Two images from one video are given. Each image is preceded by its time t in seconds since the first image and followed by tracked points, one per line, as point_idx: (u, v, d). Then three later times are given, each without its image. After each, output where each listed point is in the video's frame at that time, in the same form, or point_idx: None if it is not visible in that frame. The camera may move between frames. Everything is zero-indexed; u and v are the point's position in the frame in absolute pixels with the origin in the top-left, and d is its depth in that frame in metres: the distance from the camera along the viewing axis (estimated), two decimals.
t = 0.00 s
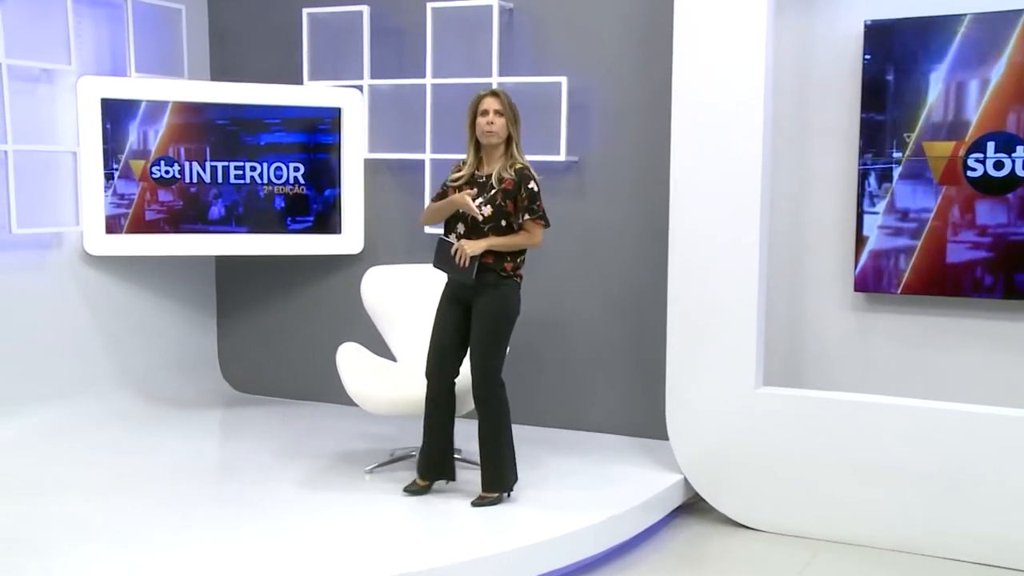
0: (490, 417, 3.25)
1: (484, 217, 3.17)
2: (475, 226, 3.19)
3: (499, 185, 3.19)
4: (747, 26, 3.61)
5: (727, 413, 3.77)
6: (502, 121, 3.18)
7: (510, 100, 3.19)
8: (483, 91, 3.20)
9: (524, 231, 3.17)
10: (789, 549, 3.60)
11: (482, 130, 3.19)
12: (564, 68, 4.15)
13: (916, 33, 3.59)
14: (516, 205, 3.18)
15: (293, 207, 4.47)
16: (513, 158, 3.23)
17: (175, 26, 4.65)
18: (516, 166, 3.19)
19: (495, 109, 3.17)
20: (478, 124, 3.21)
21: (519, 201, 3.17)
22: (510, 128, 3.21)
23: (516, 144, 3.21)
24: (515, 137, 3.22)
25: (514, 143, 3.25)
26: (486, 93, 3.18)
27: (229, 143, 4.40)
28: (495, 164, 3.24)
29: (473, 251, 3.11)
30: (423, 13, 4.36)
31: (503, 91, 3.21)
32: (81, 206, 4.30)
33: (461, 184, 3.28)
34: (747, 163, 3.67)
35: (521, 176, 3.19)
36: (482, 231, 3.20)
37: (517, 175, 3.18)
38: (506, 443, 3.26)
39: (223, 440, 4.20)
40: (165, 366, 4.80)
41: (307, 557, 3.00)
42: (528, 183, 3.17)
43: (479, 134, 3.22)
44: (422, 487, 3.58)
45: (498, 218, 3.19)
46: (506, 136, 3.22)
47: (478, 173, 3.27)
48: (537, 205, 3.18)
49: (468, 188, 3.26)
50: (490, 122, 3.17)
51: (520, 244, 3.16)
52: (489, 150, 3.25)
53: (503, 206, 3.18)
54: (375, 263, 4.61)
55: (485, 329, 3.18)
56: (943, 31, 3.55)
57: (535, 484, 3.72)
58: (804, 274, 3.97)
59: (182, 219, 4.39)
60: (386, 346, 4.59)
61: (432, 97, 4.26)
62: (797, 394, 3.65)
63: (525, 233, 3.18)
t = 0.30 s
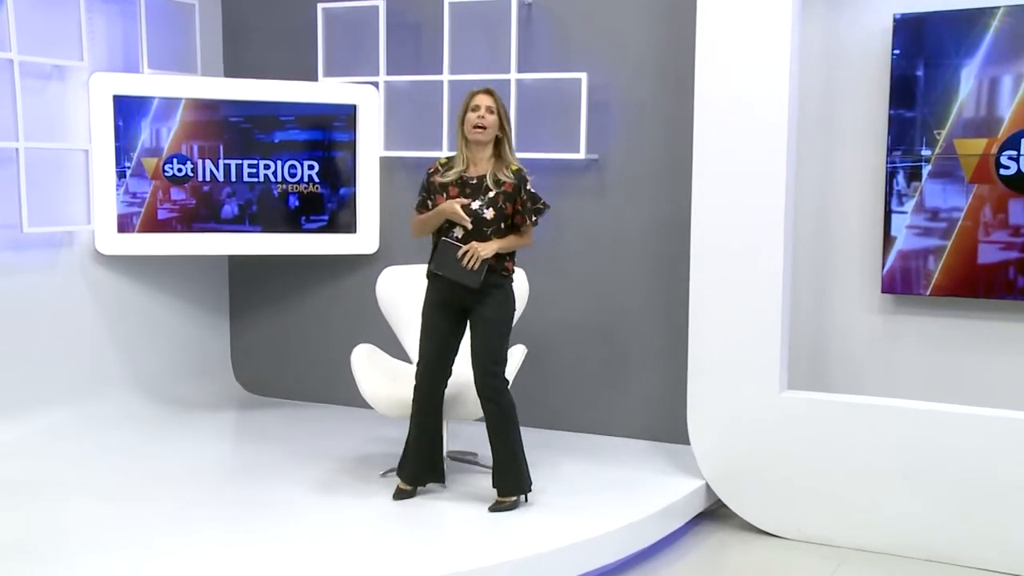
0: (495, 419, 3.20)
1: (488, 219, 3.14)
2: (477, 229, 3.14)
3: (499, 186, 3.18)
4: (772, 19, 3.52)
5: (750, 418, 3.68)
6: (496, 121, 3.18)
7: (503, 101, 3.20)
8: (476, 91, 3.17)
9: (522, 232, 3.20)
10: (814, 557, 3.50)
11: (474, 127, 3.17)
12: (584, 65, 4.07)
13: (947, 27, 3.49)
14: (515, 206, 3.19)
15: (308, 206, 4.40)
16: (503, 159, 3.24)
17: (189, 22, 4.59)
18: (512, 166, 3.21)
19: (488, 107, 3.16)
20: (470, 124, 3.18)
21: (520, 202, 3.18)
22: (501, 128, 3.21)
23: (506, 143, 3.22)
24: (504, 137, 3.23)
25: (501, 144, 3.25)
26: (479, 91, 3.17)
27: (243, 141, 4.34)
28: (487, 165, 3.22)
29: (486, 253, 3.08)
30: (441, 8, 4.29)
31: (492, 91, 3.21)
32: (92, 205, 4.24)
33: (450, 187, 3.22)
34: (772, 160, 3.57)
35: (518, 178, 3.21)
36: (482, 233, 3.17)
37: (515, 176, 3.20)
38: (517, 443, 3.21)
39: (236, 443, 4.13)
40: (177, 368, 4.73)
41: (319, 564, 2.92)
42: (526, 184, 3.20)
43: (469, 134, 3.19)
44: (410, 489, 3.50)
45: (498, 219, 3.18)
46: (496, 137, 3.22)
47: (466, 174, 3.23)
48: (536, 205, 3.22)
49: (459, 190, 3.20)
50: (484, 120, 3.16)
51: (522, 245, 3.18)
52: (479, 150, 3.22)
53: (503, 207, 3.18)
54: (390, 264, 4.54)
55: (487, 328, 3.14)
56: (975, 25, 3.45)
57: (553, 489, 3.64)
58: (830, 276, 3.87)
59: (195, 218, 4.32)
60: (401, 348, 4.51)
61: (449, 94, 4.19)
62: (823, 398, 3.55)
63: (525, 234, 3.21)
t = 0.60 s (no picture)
0: (478, 415, 3.21)
1: (474, 216, 3.14)
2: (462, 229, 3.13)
3: (478, 182, 3.17)
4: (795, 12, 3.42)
5: (770, 422, 3.58)
6: (468, 118, 3.15)
7: (472, 96, 3.16)
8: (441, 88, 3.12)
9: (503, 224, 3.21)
10: (836, 566, 3.40)
11: (448, 126, 3.13)
12: (600, 60, 3.98)
13: (975, 20, 3.39)
14: (494, 201, 3.19)
15: (317, 204, 4.31)
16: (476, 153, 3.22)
17: (196, 17, 4.51)
18: (488, 161, 3.19)
19: (460, 104, 3.13)
20: (443, 122, 3.14)
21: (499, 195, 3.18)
22: (473, 123, 3.18)
23: (479, 138, 3.19)
24: (475, 131, 3.21)
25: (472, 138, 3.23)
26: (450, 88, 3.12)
27: (252, 138, 4.26)
28: (462, 161, 3.19)
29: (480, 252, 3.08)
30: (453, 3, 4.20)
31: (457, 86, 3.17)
32: (98, 203, 4.16)
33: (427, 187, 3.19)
34: (793, 156, 3.48)
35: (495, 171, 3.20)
36: (467, 231, 3.16)
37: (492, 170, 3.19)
38: (496, 439, 3.23)
39: (243, 447, 4.04)
40: (184, 370, 4.65)
41: (328, 573, 2.83)
42: (504, 177, 3.20)
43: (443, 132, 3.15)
44: (419, 495, 3.42)
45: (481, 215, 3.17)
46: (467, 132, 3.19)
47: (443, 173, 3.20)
48: (513, 197, 3.23)
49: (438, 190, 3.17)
50: (458, 118, 3.12)
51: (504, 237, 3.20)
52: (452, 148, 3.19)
53: (485, 202, 3.17)
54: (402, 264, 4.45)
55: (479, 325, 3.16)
56: (1005, 18, 3.35)
57: (567, 496, 3.54)
58: (852, 277, 3.77)
59: (202, 217, 4.24)
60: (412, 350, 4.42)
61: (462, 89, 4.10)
62: (846, 402, 3.45)
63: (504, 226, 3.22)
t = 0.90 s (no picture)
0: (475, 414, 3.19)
1: (475, 227, 3.14)
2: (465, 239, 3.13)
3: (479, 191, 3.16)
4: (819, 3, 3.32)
5: (790, 426, 3.47)
6: (464, 125, 3.14)
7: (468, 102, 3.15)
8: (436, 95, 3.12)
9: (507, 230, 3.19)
10: None
11: (447, 135, 3.12)
12: (617, 54, 3.89)
13: (1005, 12, 3.29)
14: (496, 208, 3.18)
15: (327, 202, 4.23)
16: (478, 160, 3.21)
17: (204, 11, 4.43)
18: (488, 167, 3.18)
19: (458, 113, 3.12)
20: (442, 132, 3.13)
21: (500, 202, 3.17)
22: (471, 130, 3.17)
23: (478, 145, 3.19)
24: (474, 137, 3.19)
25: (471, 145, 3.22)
26: (446, 98, 3.12)
27: (261, 135, 4.18)
28: (462, 170, 3.18)
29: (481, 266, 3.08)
30: None
31: (453, 94, 3.16)
32: (104, 202, 4.08)
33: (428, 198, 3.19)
34: (816, 152, 3.37)
35: (496, 177, 3.19)
36: (470, 242, 3.15)
37: (493, 176, 3.18)
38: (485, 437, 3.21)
39: (251, 451, 3.96)
40: (191, 371, 4.57)
41: None
42: (505, 183, 3.18)
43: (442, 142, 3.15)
44: (432, 500, 3.31)
45: (484, 224, 3.16)
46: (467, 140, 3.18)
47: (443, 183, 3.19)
48: (517, 201, 3.20)
49: (439, 200, 3.17)
50: (456, 127, 3.12)
51: (509, 243, 3.18)
52: (453, 157, 3.19)
53: (487, 210, 3.16)
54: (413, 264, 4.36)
55: (483, 324, 3.16)
56: None
57: (582, 501, 3.44)
58: (875, 277, 3.67)
59: (210, 215, 4.16)
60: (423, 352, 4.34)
61: (475, 84, 4.03)
62: (870, 406, 3.35)
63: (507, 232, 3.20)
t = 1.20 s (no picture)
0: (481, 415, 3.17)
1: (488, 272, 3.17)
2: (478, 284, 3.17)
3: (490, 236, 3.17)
4: None
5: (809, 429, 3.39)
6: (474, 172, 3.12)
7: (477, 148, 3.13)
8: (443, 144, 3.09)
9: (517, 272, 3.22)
10: None
11: (457, 183, 3.11)
12: (633, 49, 3.81)
13: None
14: (507, 251, 3.20)
15: (336, 201, 4.17)
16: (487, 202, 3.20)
17: (212, 6, 4.37)
18: (497, 210, 3.18)
19: (467, 159, 3.11)
20: (451, 179, 3.12)
21: (511, 244, 3.19)
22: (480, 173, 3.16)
23: (486, 188, 3.18)
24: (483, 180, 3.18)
25: (478, 187, 3.21)
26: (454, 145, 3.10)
27: (269, 131, 4.11)
28: (471, 215, 3.18)
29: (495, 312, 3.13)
30: None
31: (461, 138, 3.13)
32: (110, 200, 4.02)
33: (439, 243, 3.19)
34: (837, 148, 3.29)
35: (506, 219, 3.19)
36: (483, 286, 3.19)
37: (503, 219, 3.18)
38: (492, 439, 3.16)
39: (258, 453, 3.89)
40: (198, 372, 4.51)
41: None
42: (516, 224, 3.19)
43: (452, 188, 3.14)
44: (443, 504, 3.24)
45: (496, 266, 3.19)
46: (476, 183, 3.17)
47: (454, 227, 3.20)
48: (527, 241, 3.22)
49: (451, 246, 3.18)
50: (465, 174, 3.11)
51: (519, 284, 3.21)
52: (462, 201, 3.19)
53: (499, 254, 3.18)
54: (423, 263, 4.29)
55: (496, 351, 3.17)
56: None
57: (596, 505, 3.36)
58: (896, 277, 3.58)
59: (217, 213, 4.10)
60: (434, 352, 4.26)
61: (487, 80, 3.97)
62: (892, 409, 3.26)
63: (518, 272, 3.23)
